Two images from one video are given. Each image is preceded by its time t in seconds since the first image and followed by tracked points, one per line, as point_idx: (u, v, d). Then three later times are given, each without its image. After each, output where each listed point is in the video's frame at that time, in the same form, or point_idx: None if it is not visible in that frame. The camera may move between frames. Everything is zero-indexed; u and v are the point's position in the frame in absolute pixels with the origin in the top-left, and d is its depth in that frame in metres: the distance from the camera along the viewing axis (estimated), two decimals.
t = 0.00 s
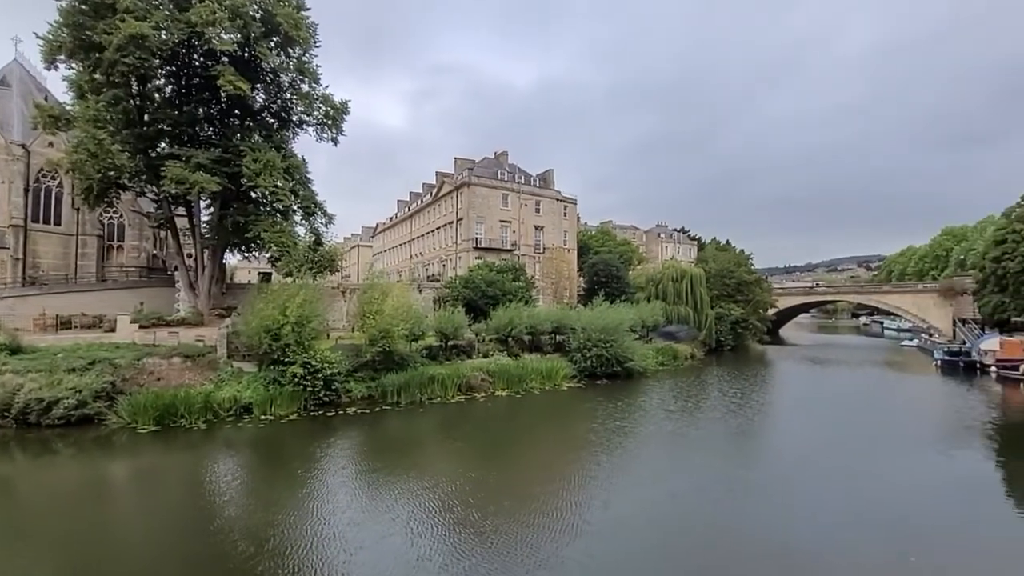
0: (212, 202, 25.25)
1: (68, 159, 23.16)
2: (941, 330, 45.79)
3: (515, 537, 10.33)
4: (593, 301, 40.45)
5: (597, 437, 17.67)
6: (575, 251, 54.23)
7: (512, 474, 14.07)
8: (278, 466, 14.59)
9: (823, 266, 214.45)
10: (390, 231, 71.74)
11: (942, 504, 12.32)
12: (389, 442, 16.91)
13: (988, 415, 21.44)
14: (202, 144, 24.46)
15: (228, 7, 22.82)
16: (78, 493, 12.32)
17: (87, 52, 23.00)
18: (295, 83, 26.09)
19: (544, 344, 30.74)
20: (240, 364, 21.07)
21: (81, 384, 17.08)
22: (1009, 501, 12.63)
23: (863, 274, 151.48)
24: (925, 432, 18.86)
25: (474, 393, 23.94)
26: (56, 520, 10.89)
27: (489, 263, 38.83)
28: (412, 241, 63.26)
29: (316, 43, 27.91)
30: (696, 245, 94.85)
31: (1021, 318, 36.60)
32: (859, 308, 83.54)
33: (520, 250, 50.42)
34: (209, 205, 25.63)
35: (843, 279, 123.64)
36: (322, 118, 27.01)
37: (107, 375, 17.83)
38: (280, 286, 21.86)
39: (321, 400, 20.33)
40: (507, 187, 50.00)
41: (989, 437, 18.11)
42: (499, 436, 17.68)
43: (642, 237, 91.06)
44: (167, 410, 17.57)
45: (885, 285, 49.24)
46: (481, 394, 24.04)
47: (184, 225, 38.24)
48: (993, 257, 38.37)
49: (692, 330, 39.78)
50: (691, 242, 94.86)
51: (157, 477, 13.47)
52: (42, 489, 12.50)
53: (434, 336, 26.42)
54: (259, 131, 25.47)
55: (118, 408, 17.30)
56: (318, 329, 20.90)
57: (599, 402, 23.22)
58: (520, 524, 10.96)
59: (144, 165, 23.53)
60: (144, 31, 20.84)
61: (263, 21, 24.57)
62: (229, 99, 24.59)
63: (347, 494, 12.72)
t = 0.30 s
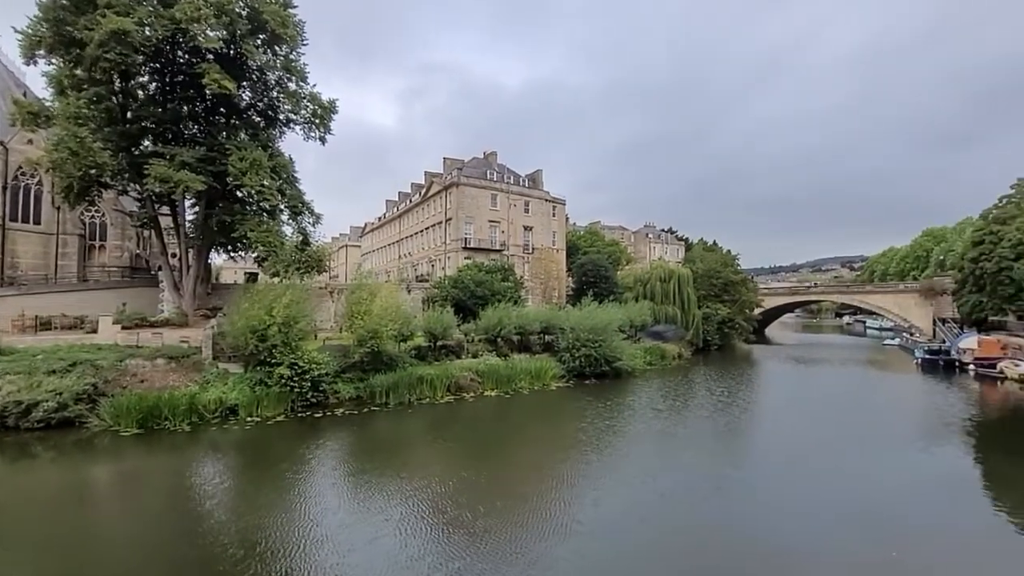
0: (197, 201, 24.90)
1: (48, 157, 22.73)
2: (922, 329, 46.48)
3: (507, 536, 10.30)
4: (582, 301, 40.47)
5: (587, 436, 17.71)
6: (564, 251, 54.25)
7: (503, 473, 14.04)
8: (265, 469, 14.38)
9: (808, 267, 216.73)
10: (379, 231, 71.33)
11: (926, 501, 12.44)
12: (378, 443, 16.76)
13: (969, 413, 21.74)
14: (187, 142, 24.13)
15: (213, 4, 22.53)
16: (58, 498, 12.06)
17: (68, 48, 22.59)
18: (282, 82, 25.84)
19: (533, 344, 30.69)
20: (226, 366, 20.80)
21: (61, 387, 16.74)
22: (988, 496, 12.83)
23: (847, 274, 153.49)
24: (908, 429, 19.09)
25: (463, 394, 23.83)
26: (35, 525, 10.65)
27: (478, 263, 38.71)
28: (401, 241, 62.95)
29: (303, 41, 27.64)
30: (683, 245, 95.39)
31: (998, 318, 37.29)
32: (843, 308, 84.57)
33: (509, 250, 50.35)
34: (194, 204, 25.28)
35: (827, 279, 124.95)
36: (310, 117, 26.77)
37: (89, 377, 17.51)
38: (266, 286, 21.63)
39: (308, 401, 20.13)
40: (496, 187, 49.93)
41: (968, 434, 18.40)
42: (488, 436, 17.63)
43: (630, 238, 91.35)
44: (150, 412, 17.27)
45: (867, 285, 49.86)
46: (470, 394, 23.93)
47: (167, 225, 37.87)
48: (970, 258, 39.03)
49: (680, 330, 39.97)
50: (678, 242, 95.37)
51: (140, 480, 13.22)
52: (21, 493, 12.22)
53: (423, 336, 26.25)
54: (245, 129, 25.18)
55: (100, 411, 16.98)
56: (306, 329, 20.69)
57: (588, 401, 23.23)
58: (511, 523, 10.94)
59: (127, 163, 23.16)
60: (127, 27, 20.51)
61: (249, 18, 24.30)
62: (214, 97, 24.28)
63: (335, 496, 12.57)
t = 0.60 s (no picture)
0: (184, 200, 24.60)
1: (29, 155, 22.32)
2: (906, 329, 47.05)
3: (498, 537, 10.24)
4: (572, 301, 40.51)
5: (577, 435, 17.72)
6: (554, 251, 54.28)
7: (494, 473, 14.01)
8: (253, 471, 14.20)
9: (796, 267, 218.68)
10: (369, 231, 70.98)
11: (914, 498, 12.53)
12: (368, 444, 16.63)
13: (954, 411, 21.98)
14: (173, 140, 23.82)
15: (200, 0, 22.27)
16: (40, 502, 11.83)
17: (50, 44, 22.19)
18: (271, 80, 25.61)
19: (523, 344, 30.64)
20: (213, 367, 20.56)
21: (44, 388, 16.41)
22: (973, 493, 12.94)
23: (834, 274, 155.09)
24: (894, 428, 19.26)
25: (454, 394, 23.74)
26: (15, 530, 10.43)
27: (468, 263, 38.60)
28: (391, 240, 62.66)
29: (292, 39, 27.39)
30: (672, 246, 95.88)
31: (979, 317, 37.90)
32: (829, 308, 85.43)
33: (499, 250, 50.26)
34: (180, 203, 24.96)
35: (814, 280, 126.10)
36: (298, 116, 26.54)
37: (73, 379, 17.22)
38: (254, 286, 21.39)
39: (297, 402, 19.99)
40: (486, 187, 49.84)
41: (952, 432, 18.59)
42: (479, 436, 17.57)
43: (620, 238, 91.58)
44: (136, 414, 17.01)
45: (852, 285, 50.35)
46: (461, 394, 23.84)
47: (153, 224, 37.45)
48: (952, 258, 39.54)
49: (669, 329, 40.14)
50: (667, 243, 95.83)
51: (126, 484, 13.00)
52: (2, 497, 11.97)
53: (414, 337, 26.09)
54: (233, 128, 24.91)
55: (84, 413, 16.69)
56: (294, 330, 20.48)
57: (579, 401, 23.22)
58: (503, 523, 10.88)
59: (112, 162, 22.81)
60: (111, 24, 20.20)
61: (237, 16, 24.05)
62: (201, 95, 23.99)
63: (325, 497, 12.43)
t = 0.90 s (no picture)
0: (169, 199, 24.26)
1: (9, 152, 21.83)
2: (888, 328, 47.69)
3: (489, 537, 10.13)
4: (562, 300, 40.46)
5: (567, 434, 17.71)
6: (544, 251, 54.27)
7: (484, 473, 13.95)
8: (241, 472, 14.00)
9: (783, 267, 220.69)
10: (357, 231, 70.51)
11: (901, 495, 12.60)
12: (356, 444, 16.47)
13: (938, 409, 22.25)
14: (158, 138, 23.45)
15: None
16: (19, 507, 11.56)
17: (30, 38, 21.73)
18: (258, 78, 25.35)
19: (513, 344, 30.55)
20: (199, 367, 20.28)
21: (24, 390, 15.99)
22: (957, 489, 13.09)
23: (819, 274, 156.81)
24: (879, 425, 19.45)
25: (443, 394, 23.61)
26: None
27: (458, 263, 38.44)
28: (380, 240, 62.26)
29: (279, 36, 27.08)
30: (660, 246, 96.34)
31: (959, 317, 38.54)
32: (814, 308, 86.36)
33: (489, 250, 50.13)
34: (165, 201, 24.61)
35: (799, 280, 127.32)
36: (286, 114, 26.29)
37: (53, 380, 16.87)
38: (241, 286, 21.11)
39: (285, 403, 19.78)
40: (476, 187, 49.69)
41: (935, 428, 18.83)
42: (467, 435, 17.50)
43: (609, 238, 91.78)
44: (119, 416, 16.70)
45: (836, 285, 50.80)
46: (450, 394, 23.72)
47: (137, 223, 36.92)
48: (933, 259, 40.03)
49: (658, 329, 40.27)
50: (655, 243, 96.28)
51: (108, 487, 12.73)
52: None
53: (403, 337, 25.92)
54: (220, 126, 24.59)
55: (65, 415, 16.36)
56: (282, 330, 20.22)
57: (568, 400, 23.20)
58: (493, 521, 10.81)
59: (95, 159, 22.42)
60: (95, 19, 19.85)
61: (224, 12, 23.74)
62: (187, 93, 23.65)
63: (312, 498, 12.28)
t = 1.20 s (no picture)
0: (154, 197, 23.91)
1: None
2: (873, 328, 48.25)
3: (479, 538, 10.02)
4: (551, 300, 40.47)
5: (558, 433, 17.68)
6: (534, 251, 54.26)
7: (475, 473, 13.88)
8: (228, 473, 13.80)
9: (770, 267, 222.56)
10: (347, 231, 70.07)
11: (886, 492, 12.68)
12: (345, 445, 16.31)
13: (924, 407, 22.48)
14: (144, 135, 23.12)
15: None
16: None
17: (11, 32, 21.31)
18: (246, 75, 25.09)
19: (503, 343, 30.48)
20: (185, 368, 20.00)
21: (4, 391, 15.66)
22: (942, 486, 13.19)
23: (805, 275, 158.36)
24: (866, 423, 19.58)
25: (433, 394, 23.48)
26: None
27: (448, 263, 38.28)
28: (370, 240, 61.90)
29: (268, 34, 26.78)
30: (649, 246, 96.74)
31: (941, 317, 39.07)
32: (798, 308, 87.34)
33: (479, 250, 50.00)
34: (151, 200, 24.26)
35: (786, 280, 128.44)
36: (275, 112, 26.02)
37: (35, 381, 16.54)
38: (228, 285, 20.83)
39: (273, 404, 19.58)
40: (466, 187, 49.54)
41: (920, 426, 18.99)
42: (457, 435, 17.41)
43: (599, 238, 91.98)
44: (103, 418, 16.42)
45: (821, 286, 51.14)
46: (440, 395, 23.58)
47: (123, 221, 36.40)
48: (916, 260, 40.50)
49: (647, 329, 40.39)
50: (644, 244, 96.68)
51: (91, 490, 12.47)
52: None
53: (393, 337, 25.73)
54: (206, 123, 24.26)
55: (47, 417, 16.05)
56: (270, 330, 19.99)
57: (559, 399, 23.17)
58: (480, 522, 10.73)
59: (78, 157, 22.04)
60: (79, 14, 19.52)
61: (211, 9, 23.46)
62: (173, 90, 23.30)
63: (301, 500, 12.13)
